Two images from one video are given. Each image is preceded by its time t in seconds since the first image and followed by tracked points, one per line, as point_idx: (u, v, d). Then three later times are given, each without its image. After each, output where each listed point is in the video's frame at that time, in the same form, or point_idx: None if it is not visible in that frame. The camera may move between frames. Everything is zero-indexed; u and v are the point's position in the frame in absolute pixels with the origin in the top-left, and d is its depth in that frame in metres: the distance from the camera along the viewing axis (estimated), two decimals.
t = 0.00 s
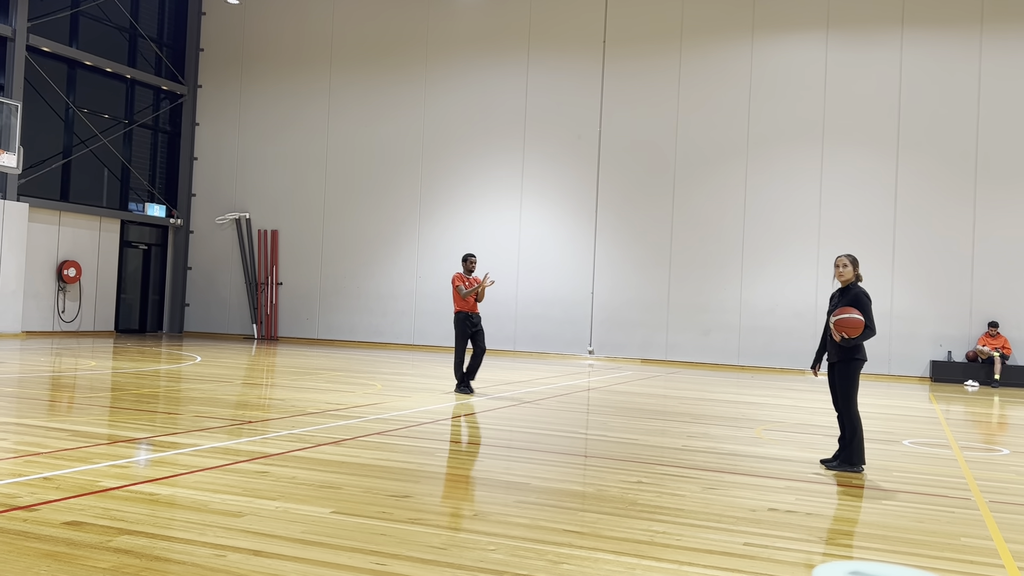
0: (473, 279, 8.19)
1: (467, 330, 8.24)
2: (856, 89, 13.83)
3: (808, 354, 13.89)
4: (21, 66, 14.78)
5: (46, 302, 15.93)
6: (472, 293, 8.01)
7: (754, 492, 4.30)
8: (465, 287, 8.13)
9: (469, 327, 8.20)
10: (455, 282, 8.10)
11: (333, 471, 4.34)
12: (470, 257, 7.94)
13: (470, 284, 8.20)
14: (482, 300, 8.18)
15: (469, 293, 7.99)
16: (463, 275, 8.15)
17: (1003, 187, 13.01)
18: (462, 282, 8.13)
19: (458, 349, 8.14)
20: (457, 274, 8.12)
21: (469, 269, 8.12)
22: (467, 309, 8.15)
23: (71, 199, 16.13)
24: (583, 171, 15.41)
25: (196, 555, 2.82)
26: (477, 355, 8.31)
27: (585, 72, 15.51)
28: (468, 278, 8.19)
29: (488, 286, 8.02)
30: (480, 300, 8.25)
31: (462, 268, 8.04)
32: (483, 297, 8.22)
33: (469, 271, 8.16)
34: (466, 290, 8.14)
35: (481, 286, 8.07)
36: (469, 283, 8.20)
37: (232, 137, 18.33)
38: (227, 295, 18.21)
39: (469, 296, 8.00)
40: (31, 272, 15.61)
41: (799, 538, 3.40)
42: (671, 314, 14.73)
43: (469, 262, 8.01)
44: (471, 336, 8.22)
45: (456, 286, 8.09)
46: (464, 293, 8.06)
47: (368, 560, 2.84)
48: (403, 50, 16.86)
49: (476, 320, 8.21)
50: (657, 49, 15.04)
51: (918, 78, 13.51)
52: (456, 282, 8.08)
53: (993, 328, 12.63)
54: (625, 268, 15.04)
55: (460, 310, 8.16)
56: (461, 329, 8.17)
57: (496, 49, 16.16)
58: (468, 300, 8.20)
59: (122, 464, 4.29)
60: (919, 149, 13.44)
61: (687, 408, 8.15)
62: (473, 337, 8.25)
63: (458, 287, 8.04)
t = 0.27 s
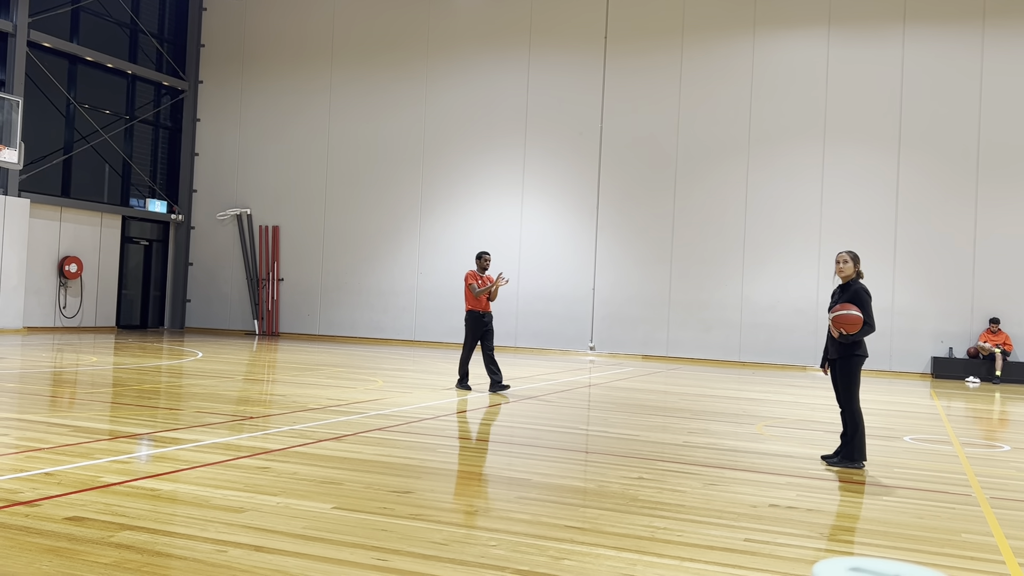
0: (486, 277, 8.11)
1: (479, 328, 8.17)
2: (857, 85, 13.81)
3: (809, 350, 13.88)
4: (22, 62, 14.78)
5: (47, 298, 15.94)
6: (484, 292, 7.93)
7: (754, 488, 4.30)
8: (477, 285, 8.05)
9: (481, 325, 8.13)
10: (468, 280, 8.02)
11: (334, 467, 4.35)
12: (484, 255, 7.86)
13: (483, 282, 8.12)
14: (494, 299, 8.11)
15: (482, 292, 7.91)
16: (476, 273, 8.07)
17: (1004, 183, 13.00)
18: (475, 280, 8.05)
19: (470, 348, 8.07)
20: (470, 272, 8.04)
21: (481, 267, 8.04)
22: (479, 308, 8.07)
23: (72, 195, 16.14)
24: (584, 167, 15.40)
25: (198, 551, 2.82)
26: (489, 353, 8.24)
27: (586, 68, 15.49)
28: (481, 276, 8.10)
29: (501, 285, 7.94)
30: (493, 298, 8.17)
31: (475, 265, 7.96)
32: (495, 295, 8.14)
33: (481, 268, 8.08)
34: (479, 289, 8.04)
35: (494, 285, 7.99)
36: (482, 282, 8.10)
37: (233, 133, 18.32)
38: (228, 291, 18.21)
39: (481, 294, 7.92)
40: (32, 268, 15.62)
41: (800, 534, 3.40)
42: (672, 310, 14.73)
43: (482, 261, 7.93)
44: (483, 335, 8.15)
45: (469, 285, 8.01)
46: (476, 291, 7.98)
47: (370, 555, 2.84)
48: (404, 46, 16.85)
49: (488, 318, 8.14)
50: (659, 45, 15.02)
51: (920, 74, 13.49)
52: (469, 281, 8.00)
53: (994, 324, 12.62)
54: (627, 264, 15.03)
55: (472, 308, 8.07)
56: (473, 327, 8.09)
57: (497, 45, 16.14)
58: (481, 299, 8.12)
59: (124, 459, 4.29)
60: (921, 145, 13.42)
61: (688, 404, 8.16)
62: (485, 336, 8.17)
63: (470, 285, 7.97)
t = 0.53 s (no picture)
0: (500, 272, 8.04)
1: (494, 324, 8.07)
2: (858, 79, 13.79)
3: (809, 345, 13.89)
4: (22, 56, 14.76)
5: (47, 292, 15.94)
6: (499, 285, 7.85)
7: (754, 482, 4.30)
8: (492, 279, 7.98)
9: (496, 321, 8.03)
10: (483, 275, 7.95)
11: (334, 461, 4.35)
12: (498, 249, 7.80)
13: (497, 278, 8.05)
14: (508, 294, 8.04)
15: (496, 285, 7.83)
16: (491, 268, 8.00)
17: (1005, 178, 12.98)
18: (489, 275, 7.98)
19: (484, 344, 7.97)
20: (485, 267, 7.98)
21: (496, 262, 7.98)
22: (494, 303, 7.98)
23: (72, 189, 16.13)
24: (585, 162, 15.38)
25: (198, 545, 2.82)
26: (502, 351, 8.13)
27: (587, 63, 15.47)
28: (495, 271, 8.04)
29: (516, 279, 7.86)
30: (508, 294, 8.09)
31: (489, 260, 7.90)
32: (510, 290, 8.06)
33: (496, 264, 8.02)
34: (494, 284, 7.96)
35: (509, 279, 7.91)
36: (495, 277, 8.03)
37: (233, 127, 18.30)
38: (228, 285, 18.21)
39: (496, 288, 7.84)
40: (32, 262, 15.62)
41: (800, 528, 3.40)
42: (672, 305, 14.73)
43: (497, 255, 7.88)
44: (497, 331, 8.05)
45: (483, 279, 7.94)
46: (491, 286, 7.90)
47: (370, 550, 2.84)
48: (405, 41, 16.83)
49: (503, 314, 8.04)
50: (660, 39, 14.99)
51: (921, 69, 13.47)
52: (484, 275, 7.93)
53: (994, 319, 12.62)
54: (627, 259, 15.02)
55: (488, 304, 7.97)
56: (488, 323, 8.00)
57: (497, 39, 16.11)
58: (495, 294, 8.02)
59: (124, 454, 4.30)
60: (922, 140, 13.41)
61: (688, 399, 8.17)
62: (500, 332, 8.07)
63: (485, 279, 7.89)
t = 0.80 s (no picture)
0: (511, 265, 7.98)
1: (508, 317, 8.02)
2: (861, 72, 13.76)
3: (810, 338, 13.90)
4: (23, 47, 14.74)
5: (49, 284, 15.96)
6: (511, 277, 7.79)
7: (756, 474, 4.32)
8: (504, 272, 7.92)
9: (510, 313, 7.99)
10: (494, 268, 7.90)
11: (337, 453, 4.36)
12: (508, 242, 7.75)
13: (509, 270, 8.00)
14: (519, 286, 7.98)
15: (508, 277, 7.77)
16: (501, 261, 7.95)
17: (1007, 171, 12.96)
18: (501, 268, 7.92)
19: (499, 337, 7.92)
20: (496, 260, 7.93)
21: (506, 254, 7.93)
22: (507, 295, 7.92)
23: (74, 181, 16.13)
24: (587, 154, 15.36)
25: (203, 536, 2.83)
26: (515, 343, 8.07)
27: (588, 55, 15.44)
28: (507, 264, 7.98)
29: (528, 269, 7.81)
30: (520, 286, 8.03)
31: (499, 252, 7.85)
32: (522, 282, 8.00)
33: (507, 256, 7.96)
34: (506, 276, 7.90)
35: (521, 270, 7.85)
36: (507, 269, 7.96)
37: (234, 119, 18.29)
38: (230, 277, 18.22)
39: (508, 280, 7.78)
40: (34, 253, 15.63)
41: (802, 520, 3.41)
42: (674, 297, 14.73)
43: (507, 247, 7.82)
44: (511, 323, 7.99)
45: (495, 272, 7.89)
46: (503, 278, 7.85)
47: (374, 540, 2.85)
48: (406, 33, 16.79)
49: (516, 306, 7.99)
50: (662, 31, 14.95)
51: (924, 61, 13.44)
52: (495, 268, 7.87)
53: (996, 312, 12.62)
54: (629, 251, 15.02)
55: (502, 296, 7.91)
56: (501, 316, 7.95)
57: (499, 31, 16.08)
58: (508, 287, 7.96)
59: (128, 445, 4.31)
60: (925, 132, 13.38)
61: (690, 391, 8.18)
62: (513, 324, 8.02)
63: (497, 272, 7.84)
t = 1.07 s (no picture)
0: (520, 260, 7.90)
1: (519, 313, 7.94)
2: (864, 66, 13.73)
3: (812, 333, 13.89)
4: (25, 42, 14.72)
5: (51, 278, 15.98)
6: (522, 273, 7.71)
7: (758, 469, 4.32)
8: (514, 268, 7.84)
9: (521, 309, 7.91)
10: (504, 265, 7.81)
11: (340, 447, 4.37)
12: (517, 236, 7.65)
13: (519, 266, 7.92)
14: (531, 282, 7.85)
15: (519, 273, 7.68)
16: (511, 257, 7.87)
17: (1010, 166, 12.93)
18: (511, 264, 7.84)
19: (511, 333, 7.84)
20: (505, 256, 7.84)
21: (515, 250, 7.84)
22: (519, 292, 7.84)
23: (76, 175, 16.13)
24: (588, 149, 15.34)
25: (206, 530, 2.84)
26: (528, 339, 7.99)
27: (590, 49, 15.41)
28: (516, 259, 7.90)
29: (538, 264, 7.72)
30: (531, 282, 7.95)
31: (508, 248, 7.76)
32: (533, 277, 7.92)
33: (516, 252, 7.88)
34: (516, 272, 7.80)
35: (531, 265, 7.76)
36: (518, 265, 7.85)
37: (236, 114, 18.27)
38: (232, 272, 18.23)
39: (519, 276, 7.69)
40: (36, 248, 15.64)
41: (804, 515, 3.41)
42: (676, 292, 14.73)
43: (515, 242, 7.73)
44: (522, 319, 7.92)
45: (505, 269, 7.80)
46: (513, 275, 7.76)
47: (376, 535, 2.86)
48: (408, 28, 16.77)
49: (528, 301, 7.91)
50: (664, 26, 14.92)
51: (926, 56, 13.41)
52: (505, 265, 7.79)
53: (999, 307, 12.60)
54: (631, 246, 15.01)
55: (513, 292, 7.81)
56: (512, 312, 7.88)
57: (501, 26, 16.05)
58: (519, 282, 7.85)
59: (130, 439, 4.31)
60: (928, 127, 13.36)
61: (692, 386, 8.18)
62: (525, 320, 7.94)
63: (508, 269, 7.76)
